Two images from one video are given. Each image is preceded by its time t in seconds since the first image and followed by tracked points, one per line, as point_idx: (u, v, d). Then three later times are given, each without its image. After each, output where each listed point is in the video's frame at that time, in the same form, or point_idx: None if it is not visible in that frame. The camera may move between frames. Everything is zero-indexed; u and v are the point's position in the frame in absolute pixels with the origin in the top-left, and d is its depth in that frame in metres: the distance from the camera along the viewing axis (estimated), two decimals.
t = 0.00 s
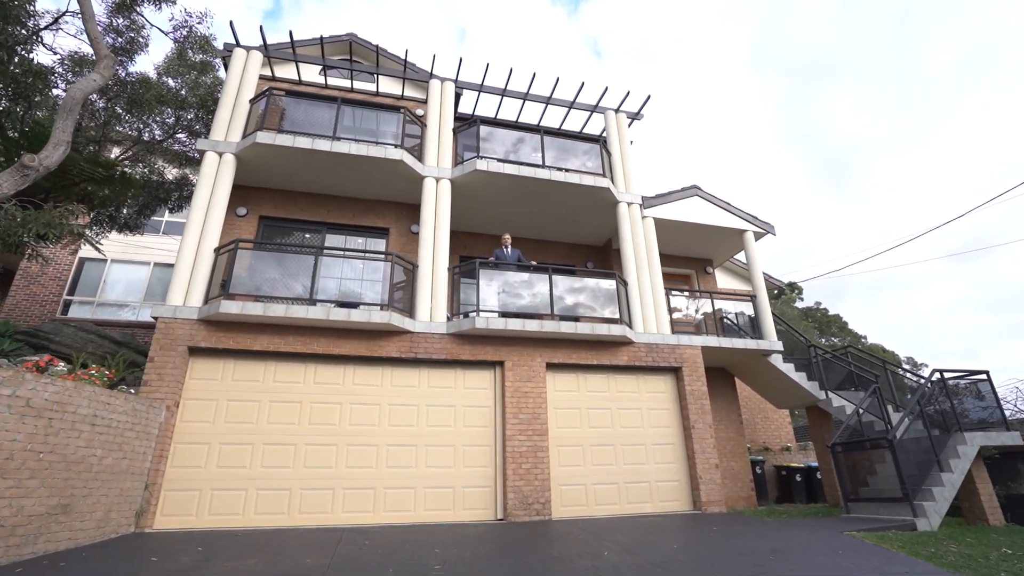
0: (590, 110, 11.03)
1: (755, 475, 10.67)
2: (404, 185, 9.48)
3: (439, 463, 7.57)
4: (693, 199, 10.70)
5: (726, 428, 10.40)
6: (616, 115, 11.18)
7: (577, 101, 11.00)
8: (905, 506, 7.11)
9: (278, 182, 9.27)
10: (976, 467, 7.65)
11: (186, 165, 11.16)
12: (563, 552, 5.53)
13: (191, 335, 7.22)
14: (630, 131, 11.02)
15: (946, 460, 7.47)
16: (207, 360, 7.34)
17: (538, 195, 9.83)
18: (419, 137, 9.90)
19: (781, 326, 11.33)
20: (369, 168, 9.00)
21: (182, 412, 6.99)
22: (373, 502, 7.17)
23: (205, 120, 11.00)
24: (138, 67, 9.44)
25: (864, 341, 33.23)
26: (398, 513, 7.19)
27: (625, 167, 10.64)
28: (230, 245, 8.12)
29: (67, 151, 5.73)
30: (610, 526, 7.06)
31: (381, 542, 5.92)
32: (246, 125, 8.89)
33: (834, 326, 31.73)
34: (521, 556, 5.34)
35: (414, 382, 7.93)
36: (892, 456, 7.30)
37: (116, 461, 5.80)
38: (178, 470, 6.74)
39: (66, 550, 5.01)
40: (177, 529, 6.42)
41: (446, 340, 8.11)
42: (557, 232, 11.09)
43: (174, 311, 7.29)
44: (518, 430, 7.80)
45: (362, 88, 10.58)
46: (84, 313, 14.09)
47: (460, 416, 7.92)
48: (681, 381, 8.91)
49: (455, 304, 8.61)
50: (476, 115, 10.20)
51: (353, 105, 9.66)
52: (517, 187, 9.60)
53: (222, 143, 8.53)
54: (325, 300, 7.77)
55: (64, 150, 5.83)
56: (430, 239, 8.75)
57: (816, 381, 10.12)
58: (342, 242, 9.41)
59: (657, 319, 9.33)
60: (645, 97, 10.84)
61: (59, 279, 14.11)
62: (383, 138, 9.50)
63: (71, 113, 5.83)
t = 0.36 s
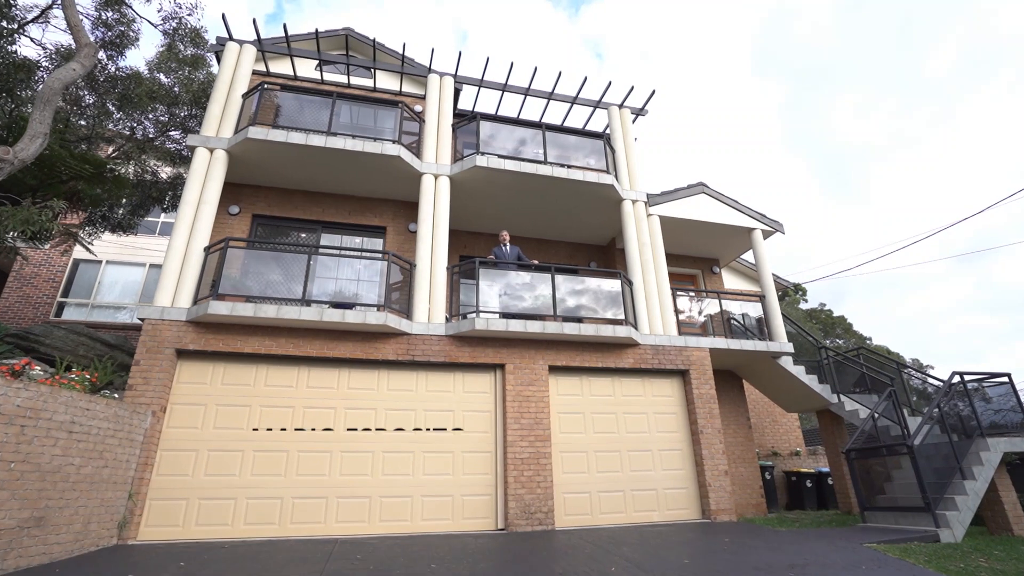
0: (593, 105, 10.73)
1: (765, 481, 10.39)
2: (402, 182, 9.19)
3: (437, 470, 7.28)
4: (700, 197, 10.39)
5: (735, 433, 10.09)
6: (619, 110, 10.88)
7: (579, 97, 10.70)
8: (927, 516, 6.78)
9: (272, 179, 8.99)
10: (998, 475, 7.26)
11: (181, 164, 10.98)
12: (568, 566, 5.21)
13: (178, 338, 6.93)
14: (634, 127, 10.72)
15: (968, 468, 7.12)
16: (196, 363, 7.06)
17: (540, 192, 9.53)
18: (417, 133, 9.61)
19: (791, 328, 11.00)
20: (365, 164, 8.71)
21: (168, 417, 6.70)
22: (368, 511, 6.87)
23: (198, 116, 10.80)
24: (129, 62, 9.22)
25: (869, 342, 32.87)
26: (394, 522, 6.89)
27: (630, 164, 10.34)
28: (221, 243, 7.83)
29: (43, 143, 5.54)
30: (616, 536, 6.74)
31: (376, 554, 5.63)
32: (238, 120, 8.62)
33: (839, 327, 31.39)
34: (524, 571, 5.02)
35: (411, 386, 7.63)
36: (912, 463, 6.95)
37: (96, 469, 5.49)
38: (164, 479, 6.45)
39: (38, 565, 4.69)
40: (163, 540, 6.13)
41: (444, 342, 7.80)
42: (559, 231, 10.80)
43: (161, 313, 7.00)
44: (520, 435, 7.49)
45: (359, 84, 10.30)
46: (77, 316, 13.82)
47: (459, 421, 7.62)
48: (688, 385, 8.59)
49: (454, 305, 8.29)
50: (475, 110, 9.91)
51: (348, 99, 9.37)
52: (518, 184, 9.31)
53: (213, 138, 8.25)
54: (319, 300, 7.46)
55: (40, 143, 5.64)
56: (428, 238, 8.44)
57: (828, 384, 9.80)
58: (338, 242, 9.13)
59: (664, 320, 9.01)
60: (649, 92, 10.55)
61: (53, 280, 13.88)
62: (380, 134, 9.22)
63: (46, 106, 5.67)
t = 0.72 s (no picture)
0: (596, 101, 10.44)
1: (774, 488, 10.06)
2: (399, 179, 8.91)
3: (435, 478, 6.97)
4: (706, 194, 10.09)
5: (744, 438, 9.77)
6: (623, 106, 10.59)
7: (582, 92, 10.42)
8: (951, 527, 6.45)
9: (265, 176, 8.71)
10: None
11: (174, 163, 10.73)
12: None
13: (164, 340, 6.64)
14: (638, 123, 10.42)
15: (992, 476, 6.75)
16: (183, 366, 6.77)
17: (542, 189, 9.24)
18: (415, 129, 9.33)
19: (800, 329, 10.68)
20: (361, 161, 8.44)
21: (153, 423, 6.41)
22: (362, 522, 6.56)
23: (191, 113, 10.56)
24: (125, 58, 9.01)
25: (875, 344, 32.48)
26: (389, 533, 6.57)
27: (634, 161, 10.04)
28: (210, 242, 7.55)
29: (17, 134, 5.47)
30: (622, 548, 6.42)
31: (370, 568, 5.33)
32: (229, 115, 8.36)
33: (844, 329, 31.03)
34: None
35: (408, 390, 7.33)
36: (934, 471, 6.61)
37: (73, 479, 5.19)
38: (147, 488, 6.15)
39: None
40: (145, 553, 5.83)
41: (442, 345, 7.49)
42: (562, 230, 10.52)
43: (147, 314, 6.69)
44: (521, 442, 7.17)
45: (356, 80, 10.05)
46: (70, 318, 13.56)
47: (457, 427, 7.31)
48: (696, 388, 8.27)
49: (452, 306, 8.00)
50: (474, 106, 9.63)
51: (343, 94, 9.10)
52: (519, 180, 9.02)
53: (203, 133, 7.99)
54: (311, 301, 7.17)
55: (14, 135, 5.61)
56: (426, 236, 8.15)
57: (840, 387, 9.47)
58: (333, 241, 8.84)
59: (670, 321, 8.70)
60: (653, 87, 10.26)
61: (46, 282, 13.62)
62: (377, 130, 8.94)
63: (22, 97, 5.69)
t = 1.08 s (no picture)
0: (599, 97, 10.15)
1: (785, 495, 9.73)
2: (395, 177, 8.63)
3: (431, 488, 6.66)
4: (712, 192, 9.78)
5: (753, 444, 9.46)
6: (626, 102, 10.30)
7: (584, 87, 10.14)
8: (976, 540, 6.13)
9: (257, 174, 8.44)
10: None
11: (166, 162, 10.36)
12: None
13: (149, 343, 6.36)
14: (642, 119, 10.13)
15: (1015, 484, 6.48)
16: (168, 371, 6.48)
17: (543, 187, 8.95)
18: (412, 125, 9.06)
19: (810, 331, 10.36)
20: (356, 158, 8.16)
21: (136, 431, 6.12)
22: (355, 534, 6.25)
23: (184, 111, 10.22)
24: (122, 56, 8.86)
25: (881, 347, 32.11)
26: (383, 546, 6.26)
27: (637, 158, 9.75)
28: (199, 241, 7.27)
29: None
30: (628, 561, 6.11)
31: None
32: (220, 110, 8.09)
33: (850, 332, 30.66)
34: None
35: (404, 395, 7.03)
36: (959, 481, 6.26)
37: (46, 491, 4.88)
38: (128, 499, 5.85)
39: None
40: (125, 569, 5.53)
41: (440, 348, 7.19)
42: (564, 230, 10.24)
43: (130, 317, 6.40)
44: (522, 449, 6.86)
45: (352, 76, 9.79)
46: (63, 321, 13.30)
47: (455, 434, 7.01)
48: (704, 393, 7.95)
49: (450, 308, 7.70)
50: (473, 101, 9.34)
51: (338, 89, 8.84)
52: (519, 178, 8.73)
53: (193, 129, 7.72)
54: (303, 302, 6.88)
55: None
56: (423, 236, 7.86)
57: (853, 391, 9.13)
58: (327, 241, 8.56)
59: (676, 323, 8.38)
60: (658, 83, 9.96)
61: (39, 285, 13.36)
62: (373, 127, 8.67)
63: None
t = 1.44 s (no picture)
0: (601, 94, 9.88)
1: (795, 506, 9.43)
2: (391, 176, 8.37)
3: (427, 500, 6.34)
4: (718, 191, 9.49)
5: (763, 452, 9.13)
6: (629, 100, 10.02)
7: (586, 85, 9.87)
8: (1005, 556, 5.80)
9: (249, 172, 8.18)
10: None
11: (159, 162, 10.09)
12: None
13: (132, 348, 6.07)
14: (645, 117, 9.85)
15: None
16: (152, 376, 6.19)
17: (544, 186, 8.67)
18: (409, 122, 8.80)
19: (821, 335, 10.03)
20: (350, 156, 7.90)
21: (117, 440, 5.83)
22: (347, 549, 5.93)
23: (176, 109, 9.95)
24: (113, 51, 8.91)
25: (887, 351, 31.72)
26: (376, 562, 5.94)
27: (641, 157, 9.46)
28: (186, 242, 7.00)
29: None
30: None
31: None
32: (210, 107, 7.83)
33: (855, 336, 30.30)
34: None
35: (399, 402, 6.72)
36: (985, 493, 5.93)
37: (15, 506, 4.58)
38: (107, 512, 5.55)
39: None
40: None
41: (436, 353, 6.89)
42: (566, 231, 9.96)
43: (113, 320, 6.12)
44: (522, 459, 6.54)
45: (348, 73, 9.55)
46: (56, 326, 13.05)
47: (452, 442, 6.70)
48: (712, 400, 7.63)
49: (448, 311, 7.40)
50: (472, 98, 9.07)
51: (333, 85, 8.59)
52: (520, 177, 8.45)
53: (181, 126, 7.46)
54: (293, 305, 6.60)
55: None
56: (419, 236, 7.57)
57: (866, 397, 8.80)
58: (321, 242, 8.29)
59: (683, 326, 8.07)
60: (661, 80, 9.69)
61: (31, 289, 13.11)
62: (368, 124, 8.40)
63: None
